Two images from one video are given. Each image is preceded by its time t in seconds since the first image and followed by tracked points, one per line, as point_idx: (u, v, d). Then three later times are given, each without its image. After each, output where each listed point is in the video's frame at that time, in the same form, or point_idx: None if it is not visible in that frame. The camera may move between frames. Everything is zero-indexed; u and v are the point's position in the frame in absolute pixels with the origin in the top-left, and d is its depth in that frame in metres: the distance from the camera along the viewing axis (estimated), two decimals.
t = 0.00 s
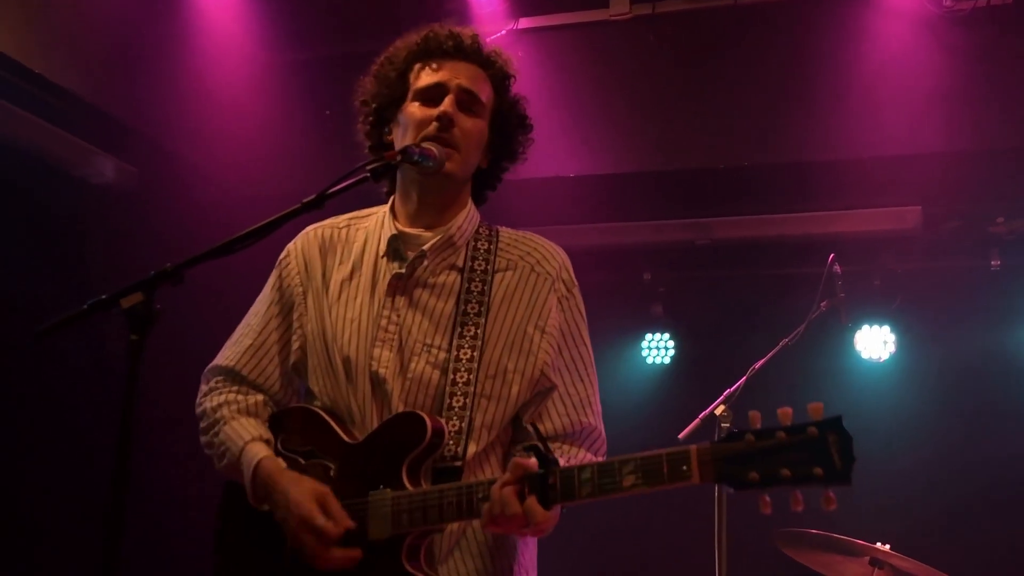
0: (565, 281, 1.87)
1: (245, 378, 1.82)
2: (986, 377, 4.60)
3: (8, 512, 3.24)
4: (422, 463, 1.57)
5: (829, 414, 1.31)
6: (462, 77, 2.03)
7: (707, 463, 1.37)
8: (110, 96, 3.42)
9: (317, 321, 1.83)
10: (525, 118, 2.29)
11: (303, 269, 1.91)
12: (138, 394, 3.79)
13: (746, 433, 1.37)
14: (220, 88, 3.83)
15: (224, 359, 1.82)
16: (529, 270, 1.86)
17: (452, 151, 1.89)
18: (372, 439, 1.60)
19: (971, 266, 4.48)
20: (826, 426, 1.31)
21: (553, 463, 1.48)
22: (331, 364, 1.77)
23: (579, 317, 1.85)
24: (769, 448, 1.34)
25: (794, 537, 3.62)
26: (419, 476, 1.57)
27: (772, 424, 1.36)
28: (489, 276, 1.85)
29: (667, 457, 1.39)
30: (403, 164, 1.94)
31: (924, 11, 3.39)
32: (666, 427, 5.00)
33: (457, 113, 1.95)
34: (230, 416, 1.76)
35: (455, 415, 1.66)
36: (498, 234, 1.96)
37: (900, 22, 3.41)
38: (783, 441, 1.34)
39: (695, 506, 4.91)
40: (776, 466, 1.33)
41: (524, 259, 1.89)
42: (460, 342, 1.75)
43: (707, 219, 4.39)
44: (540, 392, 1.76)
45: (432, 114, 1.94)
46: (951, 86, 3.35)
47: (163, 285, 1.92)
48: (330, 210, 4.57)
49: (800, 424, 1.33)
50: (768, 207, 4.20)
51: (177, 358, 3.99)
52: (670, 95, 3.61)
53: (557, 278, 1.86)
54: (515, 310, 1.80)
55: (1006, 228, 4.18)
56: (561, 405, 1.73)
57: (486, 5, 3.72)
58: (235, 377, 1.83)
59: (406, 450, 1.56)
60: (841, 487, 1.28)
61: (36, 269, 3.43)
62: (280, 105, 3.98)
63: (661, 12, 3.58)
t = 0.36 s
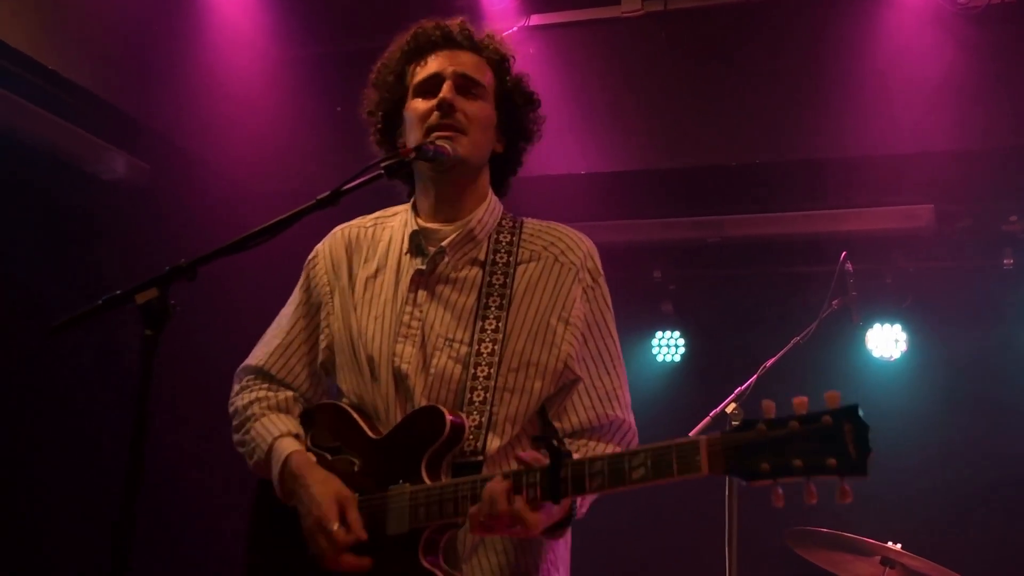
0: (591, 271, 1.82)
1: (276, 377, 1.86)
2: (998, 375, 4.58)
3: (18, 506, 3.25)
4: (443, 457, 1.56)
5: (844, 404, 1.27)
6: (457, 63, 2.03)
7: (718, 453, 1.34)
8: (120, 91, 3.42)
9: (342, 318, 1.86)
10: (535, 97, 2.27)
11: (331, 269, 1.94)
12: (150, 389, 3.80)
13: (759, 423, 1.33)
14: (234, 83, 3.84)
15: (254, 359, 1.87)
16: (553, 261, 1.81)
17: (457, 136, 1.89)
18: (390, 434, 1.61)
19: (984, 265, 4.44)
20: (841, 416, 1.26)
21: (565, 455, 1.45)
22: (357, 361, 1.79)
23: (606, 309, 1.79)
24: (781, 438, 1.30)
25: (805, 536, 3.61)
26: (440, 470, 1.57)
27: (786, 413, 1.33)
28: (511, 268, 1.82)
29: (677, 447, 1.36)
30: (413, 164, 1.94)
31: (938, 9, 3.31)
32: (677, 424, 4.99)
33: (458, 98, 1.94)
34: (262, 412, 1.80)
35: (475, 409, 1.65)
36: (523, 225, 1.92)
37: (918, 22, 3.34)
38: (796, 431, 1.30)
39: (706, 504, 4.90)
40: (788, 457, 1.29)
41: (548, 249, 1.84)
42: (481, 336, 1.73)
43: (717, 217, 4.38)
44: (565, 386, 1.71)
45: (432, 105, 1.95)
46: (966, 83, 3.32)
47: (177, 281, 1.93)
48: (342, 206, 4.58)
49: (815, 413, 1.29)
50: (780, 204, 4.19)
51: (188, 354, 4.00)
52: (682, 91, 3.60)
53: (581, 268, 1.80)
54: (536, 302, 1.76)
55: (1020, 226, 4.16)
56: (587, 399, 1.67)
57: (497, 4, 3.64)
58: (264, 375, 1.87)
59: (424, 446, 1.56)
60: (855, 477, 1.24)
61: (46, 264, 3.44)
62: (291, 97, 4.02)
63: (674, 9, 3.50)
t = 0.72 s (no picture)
0: (626, 269, 1.79)
1: (318, 385, 1.91)
2: (1008, 378, 4.58)
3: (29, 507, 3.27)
4: (464, 447, 1.56)
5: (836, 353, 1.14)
6: (456, 65, 2.03)
7: (705, 415, 1.24)
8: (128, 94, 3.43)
9: (380, 323, 1.89)
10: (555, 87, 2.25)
11: (373, 277, 1.99)
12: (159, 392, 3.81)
13: (749, 379, 1.23)
14: (238, 85, 3.82)
15: (302, 369, 1.92)
16: (588, 261, 1.80)
17: (465, 131, 1.89)
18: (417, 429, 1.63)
19: (994, 268, 4.43)
20: (830, 366, 1.14)
21: (564, 429, 1.38)
22: (394, 365, 1.81)
23: (641, 307, 1.74)
24: (769, 394, 1.19)
25: (814, 539, 3.59)
26: (461, 459, 1.57)
27: (779, 369, 1.22)
28: (544, 268, 1.81)
29: (664, 413, 1.28)
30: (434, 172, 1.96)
31: (949, 16, 3.31)
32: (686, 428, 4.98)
33: (460, 98, 1.95)
34: (303, 415, 1.85)
35: (502, 403, 1.65)
36: (560, 225, 1.92)
37: (930, 28, 3.34)
38: (785, 385, 1.18)
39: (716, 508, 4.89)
40: (776, 413, 1.18)
41: (583, 248, 1.83)
42: (511, 333, 1.72)
43: (725, 221, 4.37)
44: (600, 385, 1.69)
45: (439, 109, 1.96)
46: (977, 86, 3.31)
47: (188, 284, 1.94)
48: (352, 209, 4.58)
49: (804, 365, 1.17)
50: (790, 208, 4.18)
51: (198, 357, 4.00)
52: (692, 94, 3.59)
53: (616, 266, 1.78)
54: (567, 300, 1.75)
55: None
56: (620, 396, 1.66)
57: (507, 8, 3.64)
58: (312, 383, 1.92)
59: (444, 436, 1.56)
60: (847, 431, 1.11)
61: (56, 267, 3.45)
62: (299, 102, 3.99)
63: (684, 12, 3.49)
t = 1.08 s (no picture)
0: (630, 259, 1.77)
1: (324, 374, 1.91)
2: (999, 372, 4.60)
3: (18, 501, 3.25)
4: (454, 434, 1.58)
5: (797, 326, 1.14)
6: (448, 63, 1.99)
7: (666, 392, 1.23)
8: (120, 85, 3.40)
9: (385, 311, 1.90)
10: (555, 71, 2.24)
11: (378, 265, 2.00)
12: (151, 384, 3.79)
13: (709, 356, 1.22)
14: (230, 83, 3.80)
15: (309, 358, 1.92)
16: (590, 250, 1.79)
17: (465, 136, 1.86)
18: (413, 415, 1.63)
19: (986, 261, 4.45)
20: (791, 338, 1.14)
21: (540, 411, 1.38)
22: (397, 354, 1.82)
23: (643, 298, 1.72)
24: (729, 369, 1.19)
25: (804, 531, 3.61)
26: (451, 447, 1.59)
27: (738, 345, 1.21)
28: (547, 258, 1.81)
29: (629, 391, 1.27)
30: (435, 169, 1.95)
31: (942, 5, 3.32)
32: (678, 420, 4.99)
33: (455, 98, 1.90)
34: (306, 409, 1.85)
35: (496, 391, 1.66)
36: (566, 215, 1.91)
37: (923, 23, 3.36)
38: (746, 360, 1.18)
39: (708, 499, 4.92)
40: (737, 388, 1.17)
41: (586, 240, 1.82)
42: (509, 320, 1.72)
43: (719, 213, 4.37)
44: (599, 374, 1.68)
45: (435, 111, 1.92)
46: (970, 80, 3.31)
47: (178, 275, 1.93)
48: (346, 201, 4.57)
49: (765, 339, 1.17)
50: (784, 201, 4.19)
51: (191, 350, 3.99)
52: (685, 86, 3.59)
53: (619, 256, 1.76)
54: (567, 290, 1.75)
55: (1022, 223, 4.16)
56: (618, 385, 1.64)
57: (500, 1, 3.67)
58: (318, 372, 1.92)
59: (433, 424, 1.57)
60: (807, 404, 1.11)
61: (47, 259, 3.43)
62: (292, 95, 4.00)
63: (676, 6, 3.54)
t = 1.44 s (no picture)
0: (626, 261, 1.76)
1: (319, 378, 1.91)
2: (996, 375, 4.60)
3: (11, 504, 3.23)
4: (447, 439, 1.57)
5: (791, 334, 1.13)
6: (464, 63, 2.03)
7: (661, 398, 1.23)
8: (115, 86, 3.39)
9: (377, 315, 1.88)
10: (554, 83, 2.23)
11: (372, 269, 2.00)
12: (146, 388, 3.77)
13: (704, 363, 1.22)
14: (228, 83, 3.81)
15: (305, 362, 1.93)
16: (585, 252, 1.78)
17: (478, 135, 1.88)
18: (407, 418, 1.62)
19: (980, 265, 4.46)
20: (785, 346, 1.13)
21: (533, 416, 1.37)
22: (389, 360, 1.80)
23: (640, 299, 1.72)
24: (725, 377, 1.19)
25: (800, 536, 3.59)
26: (445, 450, 1.57)
27: (734, 351, 1.21)
28: (541, 259, 1.80)
29: (624, 398, 1.27)
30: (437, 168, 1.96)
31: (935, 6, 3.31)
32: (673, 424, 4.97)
33: (471, 97, 1.94)
34: (302, 408, 1.85)
35: (490, 395, 1.63)
36: (559, 217, 1.90)
37: (919, 24, 3.35)
38: (740, 367, 1.18)
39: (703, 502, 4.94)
40: (733, 396, 1.17)
41: (580, 242, 1.81)
42: (502, 322, 1.71)
43: (715, 217, 4.38)
44: (596, 377, 1.67)
45: (449, 107, 1.95)
46: (965, 84, 3.31)
47: (172, 278, 1.92)
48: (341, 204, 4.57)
49: (758, 346, 1.16)
50: (779, 205, 4.19)
51: (186, 353, 3.97)
52: (682, 89, 3.59)
53: (614, 258, 1.76)
54: (562, 291, 1.73)
55: (1016, 227, 4.18)
56: (616, 388, 1.62)
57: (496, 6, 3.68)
58: (313, 376, 1.92)
59: (427, 431, 1.56)
60: (802, 414, 1.10)
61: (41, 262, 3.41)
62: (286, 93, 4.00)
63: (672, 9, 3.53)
